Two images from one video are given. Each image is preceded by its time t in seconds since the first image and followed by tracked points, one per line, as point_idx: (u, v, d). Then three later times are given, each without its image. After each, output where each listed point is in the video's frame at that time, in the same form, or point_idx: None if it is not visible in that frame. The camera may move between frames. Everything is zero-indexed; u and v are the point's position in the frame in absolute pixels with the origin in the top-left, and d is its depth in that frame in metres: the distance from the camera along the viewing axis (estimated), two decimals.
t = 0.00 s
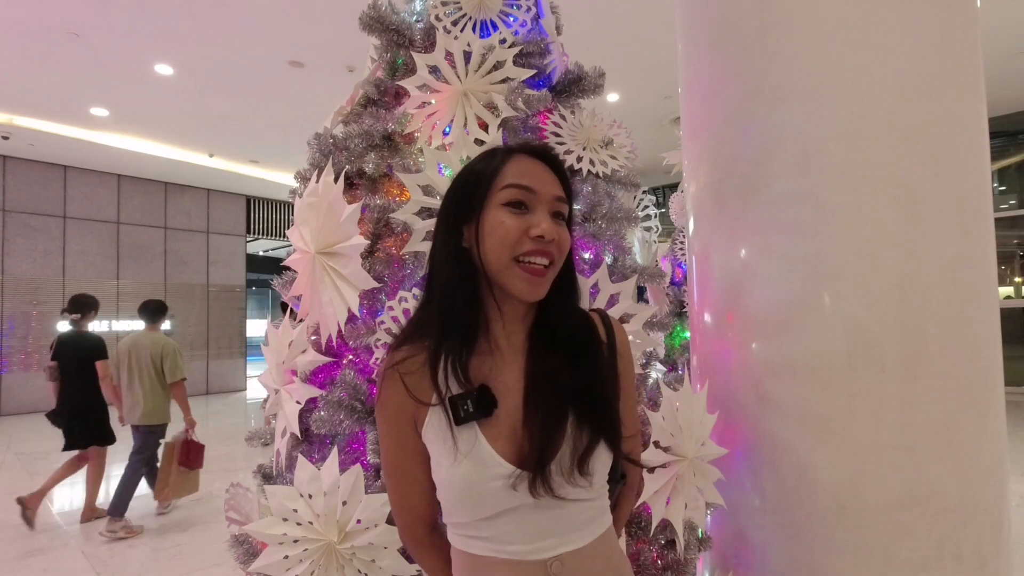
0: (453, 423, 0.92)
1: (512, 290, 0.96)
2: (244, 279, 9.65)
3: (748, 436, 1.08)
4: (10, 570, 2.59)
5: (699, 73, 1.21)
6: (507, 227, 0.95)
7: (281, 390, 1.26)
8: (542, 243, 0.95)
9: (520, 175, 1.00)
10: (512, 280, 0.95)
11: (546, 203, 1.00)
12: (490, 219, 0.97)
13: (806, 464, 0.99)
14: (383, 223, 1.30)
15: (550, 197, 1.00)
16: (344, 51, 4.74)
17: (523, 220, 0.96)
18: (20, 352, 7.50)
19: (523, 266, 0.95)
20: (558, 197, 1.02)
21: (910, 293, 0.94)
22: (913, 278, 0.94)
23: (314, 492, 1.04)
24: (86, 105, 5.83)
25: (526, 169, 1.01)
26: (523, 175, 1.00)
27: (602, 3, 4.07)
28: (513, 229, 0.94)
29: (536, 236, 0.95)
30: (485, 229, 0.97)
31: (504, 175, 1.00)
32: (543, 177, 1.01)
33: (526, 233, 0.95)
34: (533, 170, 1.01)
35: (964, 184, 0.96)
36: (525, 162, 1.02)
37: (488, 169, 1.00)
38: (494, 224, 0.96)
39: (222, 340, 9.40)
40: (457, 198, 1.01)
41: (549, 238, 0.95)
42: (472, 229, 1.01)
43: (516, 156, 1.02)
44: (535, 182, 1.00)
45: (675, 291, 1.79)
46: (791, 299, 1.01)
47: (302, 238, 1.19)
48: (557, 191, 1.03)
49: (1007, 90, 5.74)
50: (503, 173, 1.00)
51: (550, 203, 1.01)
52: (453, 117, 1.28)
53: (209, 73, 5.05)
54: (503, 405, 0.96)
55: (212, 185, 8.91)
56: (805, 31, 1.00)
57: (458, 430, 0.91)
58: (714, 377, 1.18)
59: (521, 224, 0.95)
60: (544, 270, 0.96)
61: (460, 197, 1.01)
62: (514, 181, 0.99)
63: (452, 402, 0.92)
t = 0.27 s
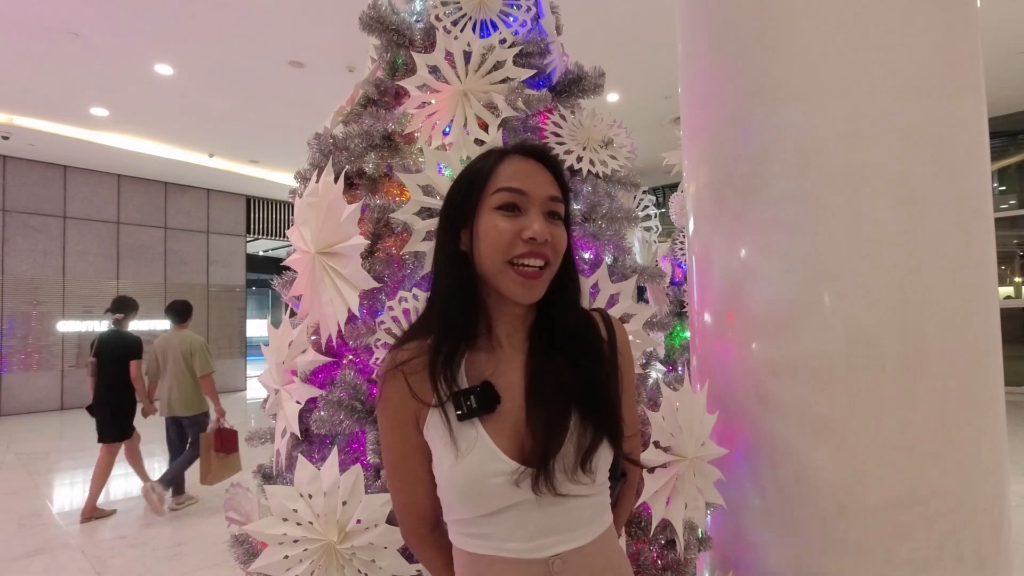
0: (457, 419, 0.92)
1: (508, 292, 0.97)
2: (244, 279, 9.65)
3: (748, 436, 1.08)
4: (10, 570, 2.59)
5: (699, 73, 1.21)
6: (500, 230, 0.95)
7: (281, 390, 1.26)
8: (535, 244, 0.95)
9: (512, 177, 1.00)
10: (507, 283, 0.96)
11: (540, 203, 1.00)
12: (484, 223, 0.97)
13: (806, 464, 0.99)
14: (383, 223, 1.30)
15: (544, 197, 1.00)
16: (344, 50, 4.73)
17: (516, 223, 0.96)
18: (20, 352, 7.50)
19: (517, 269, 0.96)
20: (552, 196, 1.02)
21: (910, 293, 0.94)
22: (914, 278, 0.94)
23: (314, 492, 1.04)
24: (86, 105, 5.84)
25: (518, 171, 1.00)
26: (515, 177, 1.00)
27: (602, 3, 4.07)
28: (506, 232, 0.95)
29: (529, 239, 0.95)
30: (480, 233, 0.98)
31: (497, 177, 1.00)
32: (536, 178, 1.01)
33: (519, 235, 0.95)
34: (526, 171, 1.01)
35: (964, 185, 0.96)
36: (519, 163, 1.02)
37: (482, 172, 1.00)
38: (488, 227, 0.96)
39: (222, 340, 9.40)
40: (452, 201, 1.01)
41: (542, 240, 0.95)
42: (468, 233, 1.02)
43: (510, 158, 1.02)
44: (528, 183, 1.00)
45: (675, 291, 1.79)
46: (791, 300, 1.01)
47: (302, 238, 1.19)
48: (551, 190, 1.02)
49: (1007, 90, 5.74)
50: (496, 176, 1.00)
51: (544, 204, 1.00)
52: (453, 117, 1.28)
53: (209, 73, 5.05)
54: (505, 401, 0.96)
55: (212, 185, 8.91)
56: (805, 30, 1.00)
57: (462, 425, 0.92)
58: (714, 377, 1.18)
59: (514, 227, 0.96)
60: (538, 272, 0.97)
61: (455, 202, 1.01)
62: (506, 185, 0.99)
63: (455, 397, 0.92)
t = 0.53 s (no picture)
0: (460, 414, 0.92)
1: (511, 298, 0.97)
2: (244, 279, 9.65)
3: (748, 436, 1.08)
4: (10, 570, 2.58)
5: (699, 73, 1.21)
6: (503, 237, 0.95)
7: (281, 390, 1.26)
8: (538, 251, 0.95)
9: (512, 182, 0.98)
10: (511, 290, 0.96)
11: (539, 207, 0.99)
12: (485, 230, 0.97)
13: (806, 464, 0.99)
14: (383, 223, 1.30)
15: (543, 200, 0.99)
16: (344, 51, 4.74)
17: (518, 228, 0.96)
18: (20, 352, 7.50)
19: (521, 275, 0.96)
20: (552, 198, 1.01)
21: (910, 293, 0.94)
22: (913, 279, 0.94)
23: (314, 492, 1.04)
24: (86, 105, 5.84)
25: (518, 176, 0.99)
26: (516, 182, 0.98)
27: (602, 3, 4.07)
28: (508, 240, 0.95)
29: (532, 246, 0.95)
30: (482, 240, 0.97)
31: (498, 183, 0.99)
32: (537, 181, 1.00)
33: (521, 242, 0.95)
34: (526, 175, 1.00)
35: (964, 186, 0.96)
36: (518, 167, 1.00)
37: (481, 177, 0.99)
38: (490, 235, 0.96)
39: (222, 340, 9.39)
40: (452, 207, 1.01)
41: (544, 246, 0.95)
42: (469, 237, 1.01)
43: (508, 161, 1.01)
44: (528, 187, 0.99)
45: (675, 291, 1.79)
46: (791, 300, 1.01)
47: (302, 238, 1.19)
48: (551, 193, 1.01)
49: (1008, 90, 5.73)
50: (496, 182, 0.99)
51: (545, 207, 0.99)
52: (453, 117, 1.28)
53: (209, 73, 5.04)
54: (509, 398, 0.97)
55: (212, 185, 8.91)
56: (805, 30, 1.00)
57: (467, 420, 0.92)
58: (714, 377, 1.18)
59: (516, 235, 0.95)
60: (542, 277, 0.97)
61: (455, 207, 1.00)
62: (507, 190, 0.97)
63: (459, 393, 0.92)
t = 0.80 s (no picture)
0: (460, 415, 0.93)
1: (496, 297, 0.97)
2: (244, 279, 9.65)
3: (748, 435, 1.08)
4: (10, 570, 2.58)
5: (699, 73, 1.21)
6: (489, 235, 0.95)
7: (281, 390, 1.26)
8: (522, 250, 0.94)
9: (506, 182, 0.99)
10: (495, 287, 0.96)
11: (531, 209, 0.98)
12: (475, 228, 0.97)
13: (806, 464, 0.99)
14: (383, 223, 1.30)
15: (535, 202, 0.98)
16: (344, 51, 4.74)
17: (505, 227, 0.96)
18: (20, 352, 7.50)
19: (504, 275, 0.95)
20: (545, 201, 1.00)
21: (909, 293, 0.94)
22: (913, 279, 0.94)
23: (314, 492, 1.04)
24: (86, 105, 5.84)
25: (512, 177, 0.99)
26: (509, 182, 0.99)
27: (602, 3, 4.07)
28: (494, 237, 0.95)
29: (516, 245, 0.94)
30: (472, 238, 0.98)
31: (492, 182, 1.00)
32: (530, 184, 1.00)
33: (506, 241, 0.94)
34: (520, 176, 1.00)
35: (964, 186, 0.96)
36: (513, 168, 1.00)
37: (478, 177, 1.01)
38: (478, 232, 0.96)
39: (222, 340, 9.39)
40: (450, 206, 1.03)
41: (528, 246, 0.94)
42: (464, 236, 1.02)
43: (506, 162, 1.02)
44: (520, 187, 0.98)
45: (675, 290, 1.79)
46: (791, 300, 1.01)
47: (302, 237, 1.19)
48: (545, 195, 1.01)
49: (1008, 90, 5.73)
50: (491, 181, 1.00)
51: (537, 209, 0.99)
52: (453, 117, 1.28)
53: (209, 73, 5.04)
54: (508, 400, 0.97)
55: (212, 185, 8.91)
56: (805, 30, 1.00)
57: (466, 421, 0.92)
58: (714, 377, 1.17)
59: (502, 233, 0.95)
60: (526, 279, 0.96)
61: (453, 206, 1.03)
62: (499, 189, 0.98)
63: (458, 393, 0.93)
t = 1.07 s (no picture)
0: (470, 422, 0.92)
1: (501, 298, 0.97)
2: (244, 279, 9.65)
3: (749, 436, 1.08)
4: (10, 570, 2.58)
5: (699, 73, 1.21)
6: (492, 238, 0.95)
7: (281, 390, 1.26)
8: (526, 253, 0.94)
9: (506, 184, 0.98)
10: (500, 290, 0.96)
11: (533, 209, 0.98)
12: (478, 232, 0.97)
13: (806, 465, 0.99)
14: (383, 223, 1.30)
15: (537, 202, 0.98)
16: (344, 51, 4.74)
17: (509, 230, 0.95)
18: (20, 352, 7.50)
19: (510, 278, 0.95)
20: (548, 201, 1.00)
21: (910, 293, 0.94)
22: (913, 279, 0.94)
23: (314, 492, 1.04)
24: (86, 105, 5.84)
25: (513, 178, 0.99)
26: (509, 184, 0.98)
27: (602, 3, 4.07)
28: (497, 241, 0.94)
29: (520, 248, 0.94)
30: (474, 242, 0.98)
31: (493, 185, 0.99)
32: (532, 184, 0.99)
33: (510, 244, 0.94)
34: (521, 177, 1.00)
35: (964, 186, 0.96)
36: (514, 169, 1.00)
37: (477, 178, 1.01)
38: (480, 236, 0.96)
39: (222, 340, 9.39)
40: (450, 208, 1.03)
41: (533, 248, 0.94)
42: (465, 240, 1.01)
43: (505, 162, 1.01)
44: (521, 188, 0.98)
45: (675, 291, 1.79)
46: (790, 300, 1.01)
47: (302, 238, 1.19)
48: (547, 195, 1.00)
49: (1008, 90, 5.73)
50: (491, 184, 1.00)
51: (538, 210, 0.98)
52: (453, 117, 1.28)
53: (209, 73, 5.04)
54: (518, 403, 0.97)
55: (212, 185, 8.91)
56: (807, 29, 1.00)
57: (476, 427, 0.92)
58: (714, 377, 1.18)
59: (505, 236, 0.95)
60: (533, 280, 0.96)
61: (453, 207, 1.02)
62: (499, 192, 0.98)
63: (467, 399, 0.92)
